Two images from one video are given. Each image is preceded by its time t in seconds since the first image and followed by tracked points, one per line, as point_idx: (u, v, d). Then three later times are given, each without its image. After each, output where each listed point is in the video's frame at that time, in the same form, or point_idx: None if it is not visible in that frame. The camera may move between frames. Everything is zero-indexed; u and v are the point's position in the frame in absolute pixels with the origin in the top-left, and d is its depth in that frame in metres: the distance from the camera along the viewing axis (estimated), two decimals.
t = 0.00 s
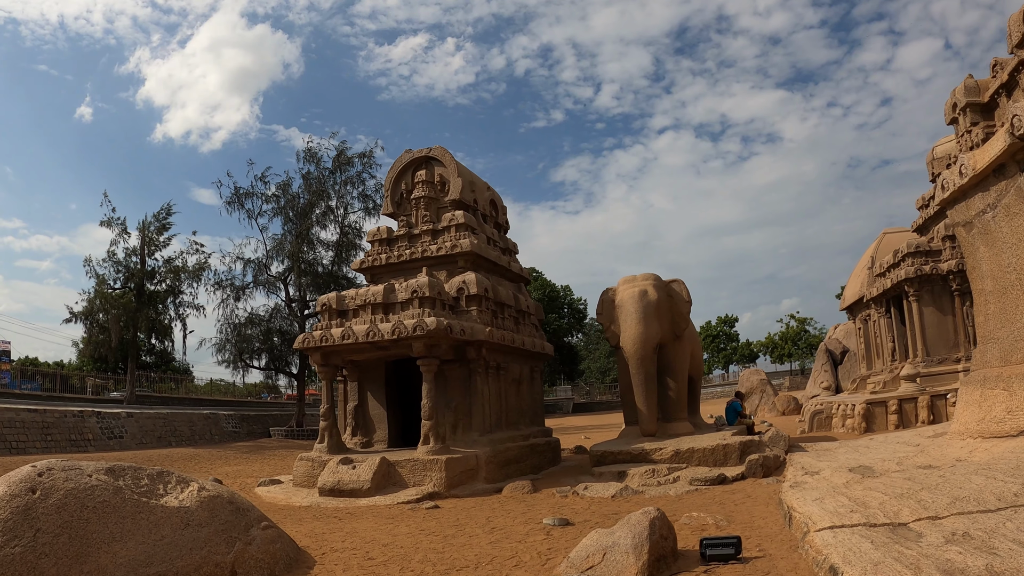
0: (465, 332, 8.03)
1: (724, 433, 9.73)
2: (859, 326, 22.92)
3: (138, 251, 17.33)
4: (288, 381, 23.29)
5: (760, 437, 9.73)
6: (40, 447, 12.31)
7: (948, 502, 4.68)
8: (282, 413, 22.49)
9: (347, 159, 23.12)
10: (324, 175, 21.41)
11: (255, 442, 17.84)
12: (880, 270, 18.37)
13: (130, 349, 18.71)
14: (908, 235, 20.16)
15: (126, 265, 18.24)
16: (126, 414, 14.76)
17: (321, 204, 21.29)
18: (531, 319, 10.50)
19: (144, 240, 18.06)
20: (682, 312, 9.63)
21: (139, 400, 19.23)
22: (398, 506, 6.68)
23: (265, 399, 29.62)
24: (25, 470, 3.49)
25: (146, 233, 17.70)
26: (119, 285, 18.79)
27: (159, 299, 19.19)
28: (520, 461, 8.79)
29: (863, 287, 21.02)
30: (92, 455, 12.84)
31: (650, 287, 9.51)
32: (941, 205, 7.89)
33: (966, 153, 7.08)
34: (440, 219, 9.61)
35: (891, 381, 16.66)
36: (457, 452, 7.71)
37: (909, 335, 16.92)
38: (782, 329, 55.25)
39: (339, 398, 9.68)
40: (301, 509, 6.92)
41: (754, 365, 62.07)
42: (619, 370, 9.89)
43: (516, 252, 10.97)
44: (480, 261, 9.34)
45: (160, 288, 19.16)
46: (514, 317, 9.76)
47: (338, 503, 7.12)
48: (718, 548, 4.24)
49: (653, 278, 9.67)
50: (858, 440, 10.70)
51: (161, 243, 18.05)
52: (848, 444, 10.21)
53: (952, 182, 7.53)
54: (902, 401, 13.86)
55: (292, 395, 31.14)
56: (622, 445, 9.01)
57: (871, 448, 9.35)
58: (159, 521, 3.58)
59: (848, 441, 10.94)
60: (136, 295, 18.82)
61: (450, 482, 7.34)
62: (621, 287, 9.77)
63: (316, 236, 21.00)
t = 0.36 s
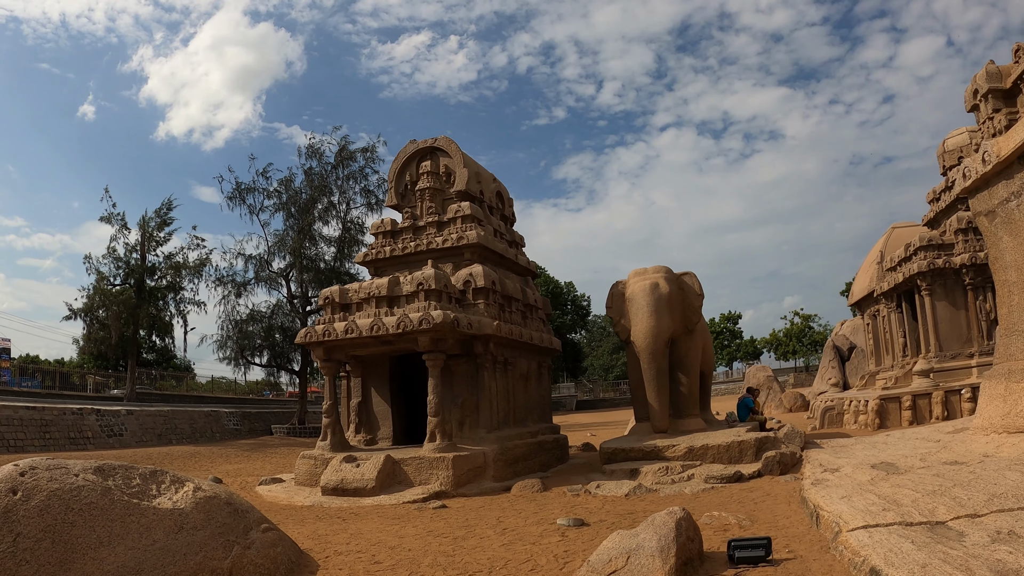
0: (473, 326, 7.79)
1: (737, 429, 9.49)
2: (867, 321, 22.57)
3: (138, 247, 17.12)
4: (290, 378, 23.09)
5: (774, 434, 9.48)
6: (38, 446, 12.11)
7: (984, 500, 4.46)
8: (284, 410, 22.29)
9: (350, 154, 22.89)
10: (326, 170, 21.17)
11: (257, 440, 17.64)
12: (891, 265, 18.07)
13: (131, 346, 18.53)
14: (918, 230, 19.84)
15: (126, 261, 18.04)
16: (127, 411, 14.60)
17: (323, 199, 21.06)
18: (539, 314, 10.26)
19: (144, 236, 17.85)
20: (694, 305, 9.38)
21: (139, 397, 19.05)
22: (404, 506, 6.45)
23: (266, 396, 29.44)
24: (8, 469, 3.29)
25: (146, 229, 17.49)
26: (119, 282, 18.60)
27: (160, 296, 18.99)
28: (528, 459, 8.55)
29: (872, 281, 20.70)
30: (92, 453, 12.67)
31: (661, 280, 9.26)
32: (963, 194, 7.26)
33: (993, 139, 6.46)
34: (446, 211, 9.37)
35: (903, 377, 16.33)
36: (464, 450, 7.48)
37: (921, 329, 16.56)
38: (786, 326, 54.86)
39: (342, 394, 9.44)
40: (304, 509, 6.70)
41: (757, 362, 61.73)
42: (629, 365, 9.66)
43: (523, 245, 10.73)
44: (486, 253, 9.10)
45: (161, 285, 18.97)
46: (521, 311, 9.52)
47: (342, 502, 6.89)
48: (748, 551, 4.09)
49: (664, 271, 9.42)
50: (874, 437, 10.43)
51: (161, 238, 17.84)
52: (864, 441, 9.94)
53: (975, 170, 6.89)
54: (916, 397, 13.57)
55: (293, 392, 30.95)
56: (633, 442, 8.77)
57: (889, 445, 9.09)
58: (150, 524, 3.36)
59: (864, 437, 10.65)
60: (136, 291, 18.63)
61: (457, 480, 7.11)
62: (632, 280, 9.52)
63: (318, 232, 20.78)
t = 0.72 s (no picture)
0: (482, 322, 7.58)
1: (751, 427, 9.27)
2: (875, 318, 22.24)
3: (139, 243, 16.92)
4: (292, 375, 22.90)
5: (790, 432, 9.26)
6: (37, 444, 11.94)
7: None
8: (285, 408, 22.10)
9: (353, 150, 22.67)
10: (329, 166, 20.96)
11: (259, 438, 17.47)
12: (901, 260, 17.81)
13: (132, 343, 18.36)
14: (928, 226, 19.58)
15: (126, 257, 17.84)
16: (127, 409, 14.45)
17: (326, 195, 20.85)
18: (548, 309, 10.05)
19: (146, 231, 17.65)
20: (707, 301, 9.16)
21: (140, 395, 18.89)
22: (412, 508, 6.23)
23: (268, 394, 29.26)
24: None
25: (147, 224, 17.30)
26: (120, 278, 18.41)
27: (161, 292, 18.82)
28: (538, 458, 8.33)
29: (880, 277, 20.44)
30: (92, 452, 12.49)
31: (674, 275, 9.04)
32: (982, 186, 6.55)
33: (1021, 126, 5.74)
34: (453, 204, 9.15)
35: (914, 374, 16.01)
36: (474, 449, 7.26)
37: (933, 326, 16.08)
38: (790, 323, 54.39)
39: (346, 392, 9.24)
40: (308, 510, 6.49)
41: (761, 360, 61.38)
42: (640, 361, 9.46)
43: (531, 239, 10.51)
44: (495, 248, 8.89)
45: (162, 281, 18.78)
46: (531, 307, 9.31)
47: (348, 503, 6.68)
48: (782, 555, 3.94)
49: (677, 266, 9.19)
50: (890, 435, 10.18)
51: (163, 234, 17.66)
52: (881, 439, 9.69)
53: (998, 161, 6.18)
54: (930, 394, 13.29)
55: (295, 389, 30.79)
56: (645, 441, 8.56)
57: (908, 443, 8.85)
58: (148, 532, 3.16)
59: (880, 435, 10.40)
60: (137, 288, 18.44)
61: (467, 481, 6.90)
62: (644, 275, 9.30)
63: (320, 228, 20.58)
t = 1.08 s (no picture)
0: (494, 316, 7.40)
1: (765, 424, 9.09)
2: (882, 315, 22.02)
3: (139, 239, 16.74)
4: (293, 373, 22.71)
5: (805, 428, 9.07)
6: (36, 442, 11.77)
7: None
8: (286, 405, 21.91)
9: (355, 145, 22.46)
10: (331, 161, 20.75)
11: (261, 435, 17.29)
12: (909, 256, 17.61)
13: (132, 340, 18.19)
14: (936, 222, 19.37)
15: (127, 253, 17.65)
16: (127, 407, 14.28)
17: (327, 190, 20.64)
18: (558, 304, 9.87)
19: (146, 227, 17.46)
20: (721, 296, 8.98)
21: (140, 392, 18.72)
22: (424, 507, 6.05)
23: (268, 391, 29.08)
24: None
25: (147, 220, 17.11)
26: (120, 275, 18.23)
27: (161, 289, 18.64)
28: (550, 456, 8.15)
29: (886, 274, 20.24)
30: (92, 450, 12.34)
31: (687, 269, 8.85)
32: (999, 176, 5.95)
33: None
34: (462, 197, 8.96)
35: (924, 370, 15.79)
36: (485, 447, 7.08)
37: (943, 322, 15.89)
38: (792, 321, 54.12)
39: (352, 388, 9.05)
40: (316, 510, 6.30)
41: (762, 358, 61.17)
42: (653, 357, 9.28)
43: (540, 233, 10.32)
44: (505, 241, 8.70)
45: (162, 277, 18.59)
46: (541, 302, 9.12)
47: (357, 503, 6.49)
48: (822, 553, 3.83)
49: (690, 259, 9.01)
50: (905, 431, 10.00)
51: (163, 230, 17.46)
52: (897, 435, 9.51)
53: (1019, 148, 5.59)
54: (941, 390, 13.07)
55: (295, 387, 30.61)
56: (658, 438, 8.37)
57: (926, 439, 8.67)
58: (157, 536, 2.99)
59: (894, 431, 10.21)
60: (137, 284, 18.25)
61: (479, 479, 6.71)
62: (657, 269, 9.10)
63: (322, 224, 20.39)
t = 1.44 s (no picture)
0: (504, 312, 7.25)
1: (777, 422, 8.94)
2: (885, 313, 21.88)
3: (138, 236, 16.56)
4: (293, 371, 22.52)
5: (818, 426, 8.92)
6: (33, 440, 11.61)
7: None
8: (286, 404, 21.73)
9: (356, 141, 22.27)
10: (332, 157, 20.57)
11: (261, 433, 17.12)
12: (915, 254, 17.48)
13: (130, 337, 18.02)
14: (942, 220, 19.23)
15: (125, 250, 17.47)
16: (125, 405, 14.11)
17: (328, 187, 20.46)
18: (565, 300, 9.71)
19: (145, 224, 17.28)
20: (732, 291, 8.83)
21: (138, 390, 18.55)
22: (434, 507, 5.89)
23: (267, 390, 28.87)
24: None
25: (146, 216, 16.93)
26: (119, 271, 18.05)
27: (160, 286, 18.47)
28: (559, 454, 8.00)
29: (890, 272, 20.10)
30: (90, 448, 12.17)
31: (699, 264, 8.70)
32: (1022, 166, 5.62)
33: None
34: (469, 191, 8.81)
35: (932, 368, 15.65)
36: (495, 445, 6.92)
37: (950, 320, 15.76)
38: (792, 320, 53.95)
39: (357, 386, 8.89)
40: (323, 510, 6.14)
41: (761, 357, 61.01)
42: (663, 354, 9.13)
43: (547, 229, 10.16)
44: (514, 236, 8.55)
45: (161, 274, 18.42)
46: (549, 298, 8.97)
47: (364, 502, 6.33)
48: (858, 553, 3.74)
49: (701, 255, 8.86)
50: (917, 429, 9.84)
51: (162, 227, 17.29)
52: (910, 433, 9.36)
53: None
54: (950, 388, 12.93)
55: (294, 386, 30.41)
56: (670, 436, 8.22)
57: (941, 436, 8.53)
58: (167, 542, 2.85)
59: (906, 429, 10.05)
60: (136, 281, 18.07)
61: (490, 478, 6.57)
62: (667, 264, 8.96)
63: (322, 221, 20.21)
